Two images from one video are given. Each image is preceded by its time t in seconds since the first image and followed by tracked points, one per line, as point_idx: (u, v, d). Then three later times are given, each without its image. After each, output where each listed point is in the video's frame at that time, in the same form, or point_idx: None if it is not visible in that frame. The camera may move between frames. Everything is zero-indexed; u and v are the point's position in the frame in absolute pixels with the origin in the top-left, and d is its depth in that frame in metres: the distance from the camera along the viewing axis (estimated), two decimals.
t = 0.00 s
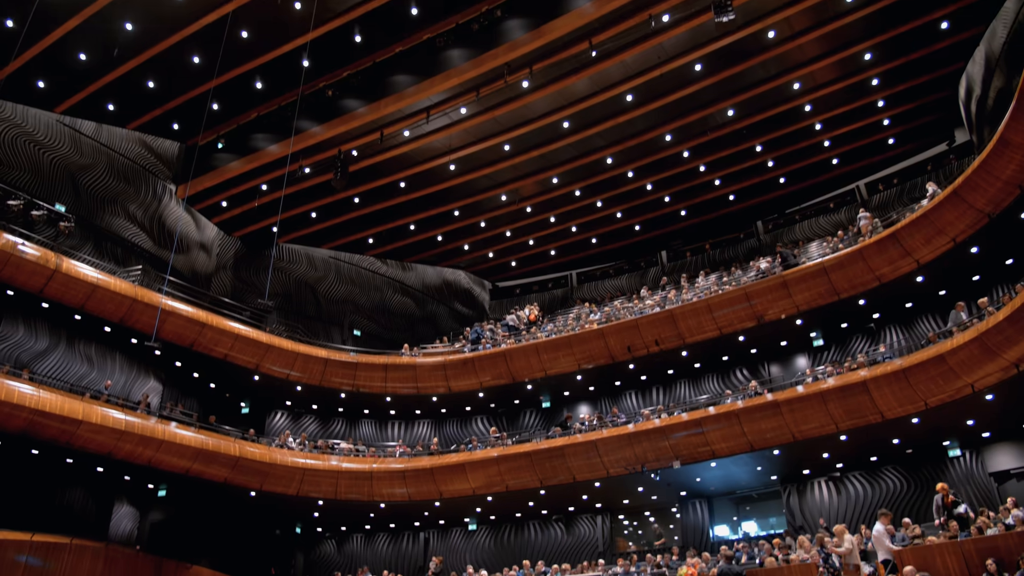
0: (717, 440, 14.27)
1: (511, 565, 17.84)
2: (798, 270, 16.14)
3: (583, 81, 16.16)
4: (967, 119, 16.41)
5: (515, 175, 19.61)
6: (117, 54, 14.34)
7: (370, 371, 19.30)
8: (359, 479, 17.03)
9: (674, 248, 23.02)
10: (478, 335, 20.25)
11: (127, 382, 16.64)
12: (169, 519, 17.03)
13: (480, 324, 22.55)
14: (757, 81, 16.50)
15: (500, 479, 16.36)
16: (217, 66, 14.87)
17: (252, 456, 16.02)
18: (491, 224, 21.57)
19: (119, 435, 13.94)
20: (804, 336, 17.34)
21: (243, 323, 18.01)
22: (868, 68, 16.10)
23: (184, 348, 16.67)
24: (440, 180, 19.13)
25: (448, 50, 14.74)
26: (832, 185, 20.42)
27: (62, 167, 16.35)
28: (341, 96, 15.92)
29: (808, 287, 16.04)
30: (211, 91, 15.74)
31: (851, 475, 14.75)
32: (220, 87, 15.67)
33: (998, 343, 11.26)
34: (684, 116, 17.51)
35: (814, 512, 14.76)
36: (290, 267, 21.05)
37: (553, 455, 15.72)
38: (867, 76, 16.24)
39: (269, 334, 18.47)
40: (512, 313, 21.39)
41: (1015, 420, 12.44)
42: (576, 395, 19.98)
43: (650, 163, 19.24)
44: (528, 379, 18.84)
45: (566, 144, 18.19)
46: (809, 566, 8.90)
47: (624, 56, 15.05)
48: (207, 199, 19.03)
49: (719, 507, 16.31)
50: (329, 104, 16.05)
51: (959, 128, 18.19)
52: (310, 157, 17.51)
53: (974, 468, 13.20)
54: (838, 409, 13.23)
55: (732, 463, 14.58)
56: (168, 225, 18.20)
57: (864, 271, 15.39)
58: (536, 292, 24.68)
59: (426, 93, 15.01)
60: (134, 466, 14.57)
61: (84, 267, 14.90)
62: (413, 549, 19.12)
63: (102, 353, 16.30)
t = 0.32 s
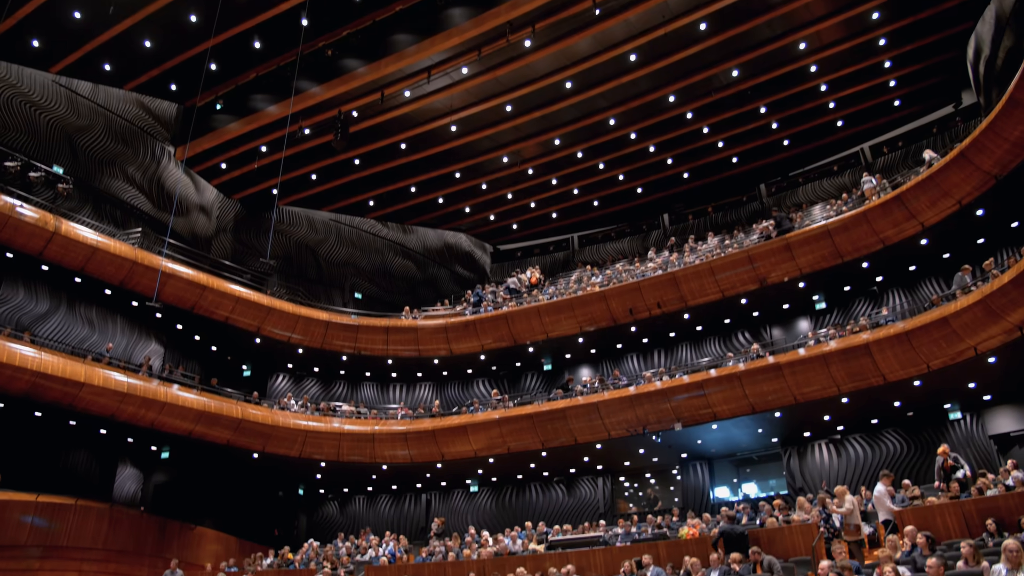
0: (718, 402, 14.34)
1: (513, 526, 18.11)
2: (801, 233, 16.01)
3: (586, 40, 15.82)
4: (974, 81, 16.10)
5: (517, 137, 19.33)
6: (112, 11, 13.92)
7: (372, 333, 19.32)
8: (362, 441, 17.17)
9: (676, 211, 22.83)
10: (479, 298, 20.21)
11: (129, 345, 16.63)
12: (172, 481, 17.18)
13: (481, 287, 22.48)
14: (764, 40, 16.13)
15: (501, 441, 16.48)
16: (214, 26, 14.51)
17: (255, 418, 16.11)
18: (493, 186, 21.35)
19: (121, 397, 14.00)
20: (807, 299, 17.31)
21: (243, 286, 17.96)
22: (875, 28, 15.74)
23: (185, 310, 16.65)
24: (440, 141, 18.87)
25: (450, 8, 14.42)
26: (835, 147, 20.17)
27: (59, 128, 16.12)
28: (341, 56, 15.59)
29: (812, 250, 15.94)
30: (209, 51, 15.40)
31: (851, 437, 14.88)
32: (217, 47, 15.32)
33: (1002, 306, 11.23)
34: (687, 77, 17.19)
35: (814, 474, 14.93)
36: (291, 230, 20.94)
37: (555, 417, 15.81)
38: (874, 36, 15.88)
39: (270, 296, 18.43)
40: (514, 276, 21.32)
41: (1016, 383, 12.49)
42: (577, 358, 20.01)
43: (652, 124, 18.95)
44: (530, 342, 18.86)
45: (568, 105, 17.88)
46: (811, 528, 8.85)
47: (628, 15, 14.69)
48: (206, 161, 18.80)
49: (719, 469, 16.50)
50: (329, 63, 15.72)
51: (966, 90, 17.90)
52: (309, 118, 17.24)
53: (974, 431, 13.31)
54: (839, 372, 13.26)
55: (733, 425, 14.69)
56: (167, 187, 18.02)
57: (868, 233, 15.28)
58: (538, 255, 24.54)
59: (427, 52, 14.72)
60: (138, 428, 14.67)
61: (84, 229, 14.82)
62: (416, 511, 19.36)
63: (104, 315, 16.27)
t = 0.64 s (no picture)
0: (720, 364, 14.36)
1: (515, 487, 18.34)
2: (807, 194, 15.85)
3: None
4: (984, 39, 15.75)
5: (519, 97, 19.02)
6: None
7: (373, 296, 19.26)
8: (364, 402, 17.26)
9: (679, 173, 22.57)
10: (481, 260, 20.11)
11: (131, 308, 16.59)
12: (176, 443, 17.32)
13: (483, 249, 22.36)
14: None
15: (503, 402, 16.57)
16: None
17: (257, 380, 16.16)
18: (494, 147, 21.07)
19: (122, 358, 14.02)
20: (810, 261, 17.24)
21: (244, 248, 17.85)
22: None
23: (186, 272, 16.58)
24: (441, 101, 18.55)
25: None
26: (841, 108, 19.86)
27: (55, 88, 15.84)
28: (340, 13, 15.26)
29: (817, 211, 15.80)
30: (206, 9, 15.07)
31: (853, 399, 14.96)
32: (215, 5, 15.01)
33: (1009, 268, 11.17)
34: (692, 36, 16.82)
35: (815, 437, 15.06)
36: (292, 191, 20.73)
37: (557, 378, 15.87)
38: None
39: (271, 258, 18.33)
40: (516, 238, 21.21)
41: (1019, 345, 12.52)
42: (580, 320, 19.99)
43: (657, 84, 18.62)
44: (532, 304, 18.81)
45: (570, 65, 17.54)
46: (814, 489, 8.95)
47: None
48: (205, 121, 18.53)
49: (720, 431, 16.63)
50: (328, 21, 15.38)
51: (975, 51, 17.54)
52: (309, 78, 16.94)
53: (976, 394, 13.40)
54: (842, 334, 13.24)
55: (735, 387, 14.74)
56: (166, 148, 17.78)
57: (874, 194, 15.12)
58: (540, 217, 24.28)
59: (428, 10, 14.39)
60: (140, 390, 14.73)
61: (83, 191, 14.69)
62: (419, 472, 19.57)
63: (104, 278, 16.19)
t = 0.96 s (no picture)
0: (724, 329, 14.32)
1: (517, 453, 18.48)
2: (812, 158, 15.66)
3: None
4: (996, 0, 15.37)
5: (521, 60, 18.67)
6: None
7: (375, 261, 19.17)
8: (365, 367, 17.29)
9: (683, 138, 22.26)
10: (483, 225, 19.97)
11: (131, 273, 16.51)
12: (179, 407, 17.40)
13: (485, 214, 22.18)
14: None
15: (505, 368, 16.60)
16: None
17: (259, 345, 16.17)
18: (496, 111, 20.77)
19: (124, 324, 14.00)
20: (815, 226, 17.10)
21: (244, 213, 17.70)
22: None
23: (187, 238, 16.46)
24: (441, 65, 18.23)
25: None
26: (848, 72, 19.52)
27: (51, 50, 15.57)
28: None
29: (822, 176, 15.62)
30: None
31: (856, 365, 14.98)
32: None
33: (1016, 233, 11.06)
34: None
35: (818, 402, 15.12)
36: (293, 156, 20.45)
37: (559, 343, 15.84)
38: None
39: (272, 223, 18.20)
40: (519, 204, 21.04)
41: None
42: (582, 286, 19.90)
43: (661, 47, 18.28)
44: (535, 269, 18.71)
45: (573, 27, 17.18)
46: (818, 454, 8.99)
47: None
48: (204, 84, 18.26)
49: (723, 396, 16.69)
50: None
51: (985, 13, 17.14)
52: (308, 40, 16.65)
53: (980, 360, 13.42)
54: (846, 299, 13.18)
55: (738, 353, 14.73)
56: (164, 112, 17.53)
57: (880, 159, 14.93)
58: (541, 182, 23.98)
59: None
60: (143, 355, 14.73)
61: (81, 155, 14.53)
62: (421, 438, 19.70)
63: (105, 243, 16.08)
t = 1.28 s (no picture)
0: (728, 298, 14.24)
1: (519, 421, 18.56)
2: (819, 125, 15.45)
3: None
4: None
5: (524, 25, 18.33)
6: None
7: (377, 230, 19.04)
8: (369, 335, 17.27)
9: (686, 105, 21.95)
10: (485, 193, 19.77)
11: (132, 242, 16.38)
12: (182, 376, 17.42)
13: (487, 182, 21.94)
14: None
15: (508, 336, 16.57)
16: None
17: (262, 314, 16.13)
18: (499, 77, 20.47)
19: (126, 292, 13.95)
20: (820, 195, 16.93)
21: (245, 181, 17.52)
22: None
23: (188, 206, 16.31)
24: (443, 30, 17.89)
25: None
26: (855, 38, 19.17)
27: (47, 14, 15.23)
28: None
29: (829, 143, 15.42)
30: None
31: (860, 334, 14.96)
32: None
33: None
34: None
35: (821, 371, 15.13)
36: (293, 123, 20.08)
37: (563, 312, 15.79)
38: None
39: (273, 191, 18.03)
40: (521, 171, 20.84)
41: None
42: (585, 254, 19.77)
43: (666, 12, 17.92)
44: (537, 237, 18.59)
45: None
46: (823, 421, 8.99)
47: None
48: (203, 50, 17.96)
49: (726, 365, 16.70)
50: None
51: None
52: (309, 5, 16.44)
53: (985, 328, 13.38)
54: (852, 267, 13.08)
55: (742, 321, 14.70)
56: (163, 78, 17.27)
57: (888, 126, 14.70)
58: (544, 150, 23.61)
59: None
60: (145, 324, 14.69)
61: (79, 122, 14.35)
62: (424, 406, 19.78)
63: (105, 212, 15.95)
